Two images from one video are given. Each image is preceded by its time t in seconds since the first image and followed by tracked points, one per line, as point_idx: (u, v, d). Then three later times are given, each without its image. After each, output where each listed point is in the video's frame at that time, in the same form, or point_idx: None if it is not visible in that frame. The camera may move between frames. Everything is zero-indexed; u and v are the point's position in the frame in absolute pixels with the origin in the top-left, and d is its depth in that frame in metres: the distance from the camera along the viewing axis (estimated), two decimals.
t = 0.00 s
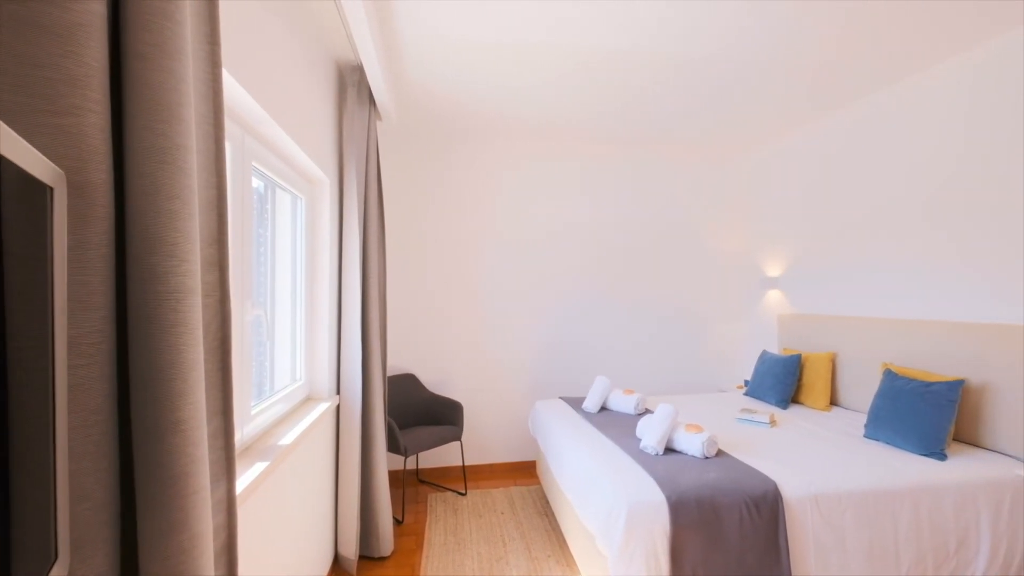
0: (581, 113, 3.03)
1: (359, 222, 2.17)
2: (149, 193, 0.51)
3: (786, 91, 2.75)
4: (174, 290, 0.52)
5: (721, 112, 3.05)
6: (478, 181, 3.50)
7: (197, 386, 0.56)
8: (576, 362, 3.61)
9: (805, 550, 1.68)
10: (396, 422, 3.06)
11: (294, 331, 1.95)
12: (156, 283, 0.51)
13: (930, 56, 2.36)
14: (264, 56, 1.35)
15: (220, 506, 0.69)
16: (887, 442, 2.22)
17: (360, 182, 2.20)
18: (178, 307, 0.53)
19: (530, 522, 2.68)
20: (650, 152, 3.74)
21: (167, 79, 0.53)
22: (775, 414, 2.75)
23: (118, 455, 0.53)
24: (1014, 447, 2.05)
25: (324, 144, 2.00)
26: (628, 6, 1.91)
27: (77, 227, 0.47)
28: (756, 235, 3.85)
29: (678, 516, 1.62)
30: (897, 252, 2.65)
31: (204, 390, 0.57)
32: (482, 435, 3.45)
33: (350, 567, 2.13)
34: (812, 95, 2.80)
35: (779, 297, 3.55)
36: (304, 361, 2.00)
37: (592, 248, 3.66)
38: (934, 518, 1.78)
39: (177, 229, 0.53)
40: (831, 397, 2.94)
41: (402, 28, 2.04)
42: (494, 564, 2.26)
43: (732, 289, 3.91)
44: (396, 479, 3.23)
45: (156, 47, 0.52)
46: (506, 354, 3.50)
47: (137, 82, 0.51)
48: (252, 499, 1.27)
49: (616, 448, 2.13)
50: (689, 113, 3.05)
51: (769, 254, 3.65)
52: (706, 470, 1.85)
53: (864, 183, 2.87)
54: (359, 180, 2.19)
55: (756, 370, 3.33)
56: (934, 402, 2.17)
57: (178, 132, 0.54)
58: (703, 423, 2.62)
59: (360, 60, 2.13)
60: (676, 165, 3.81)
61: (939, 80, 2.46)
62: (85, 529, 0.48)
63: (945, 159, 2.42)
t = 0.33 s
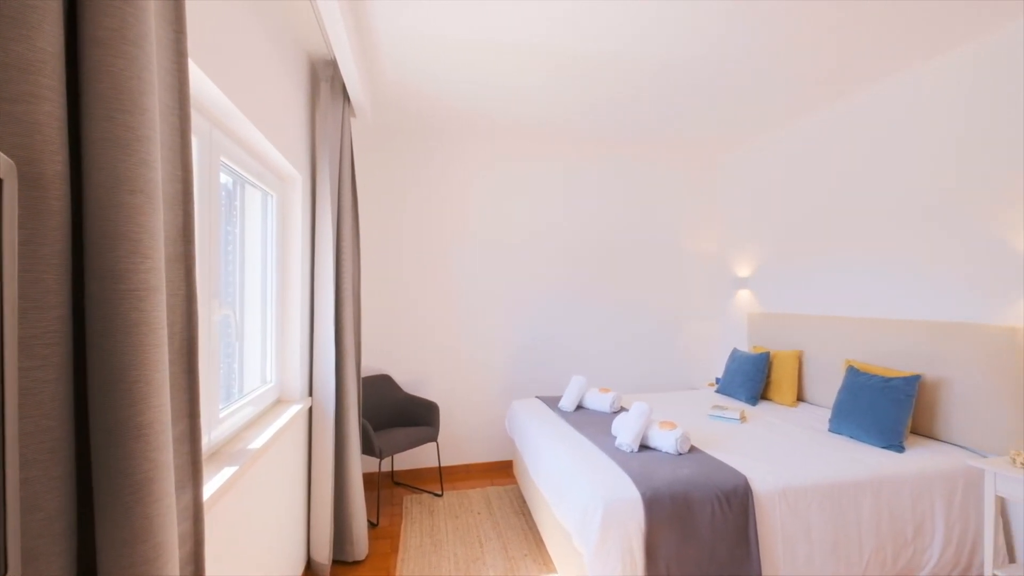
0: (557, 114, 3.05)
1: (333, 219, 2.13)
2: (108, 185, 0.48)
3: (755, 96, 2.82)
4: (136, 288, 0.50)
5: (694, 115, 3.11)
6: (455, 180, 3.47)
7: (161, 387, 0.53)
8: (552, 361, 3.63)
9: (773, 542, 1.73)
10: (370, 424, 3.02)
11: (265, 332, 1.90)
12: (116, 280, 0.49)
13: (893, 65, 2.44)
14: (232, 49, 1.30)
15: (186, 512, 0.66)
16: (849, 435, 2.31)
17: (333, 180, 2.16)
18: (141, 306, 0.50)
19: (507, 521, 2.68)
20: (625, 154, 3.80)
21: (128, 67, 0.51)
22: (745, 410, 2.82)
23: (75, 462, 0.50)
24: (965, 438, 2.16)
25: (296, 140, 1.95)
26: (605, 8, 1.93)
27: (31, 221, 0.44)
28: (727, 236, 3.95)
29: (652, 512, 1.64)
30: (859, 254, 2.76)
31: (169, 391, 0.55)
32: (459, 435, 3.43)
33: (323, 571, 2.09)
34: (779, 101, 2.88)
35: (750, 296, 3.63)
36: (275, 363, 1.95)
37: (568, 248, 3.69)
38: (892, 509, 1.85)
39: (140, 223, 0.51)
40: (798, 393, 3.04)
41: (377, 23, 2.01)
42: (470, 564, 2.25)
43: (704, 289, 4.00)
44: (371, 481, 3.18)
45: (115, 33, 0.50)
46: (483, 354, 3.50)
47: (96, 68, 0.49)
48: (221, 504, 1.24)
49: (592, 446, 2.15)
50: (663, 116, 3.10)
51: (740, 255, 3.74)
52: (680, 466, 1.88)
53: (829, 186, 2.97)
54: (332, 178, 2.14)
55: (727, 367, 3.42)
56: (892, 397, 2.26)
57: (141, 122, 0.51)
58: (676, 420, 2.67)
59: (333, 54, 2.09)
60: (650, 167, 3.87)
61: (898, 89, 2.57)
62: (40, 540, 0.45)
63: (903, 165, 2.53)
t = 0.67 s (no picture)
0: (533, 113, 3.05)
1: (305, 217, 2.08)
2: (62, 177, 0.46)
3: (727, 100, 2.88)
4: (93, 287, 0.47)
5: (667, 118, 3.16)
6: (431, 178, 3.44)
7: (121, 392, 0.51)
8: (529, 361, 3.63)
9: (744, 536, 1.78)
10: (344, 425, 2.96)
11: (234, 333, 1.84)
12: (70, 278, 0.46)
13: (858, 72, 2.52)
14: (199, 40, 1.26)
15: (148, 523, 0.63)
16: (816, 430, 2.39)
17: (306, 176, 2.11)
18: (97, 305, 0.48)
19: (483, 522, 2.67)
20: (600, 154, 3.84)
21: (84, 52, 0.48)
22: (717, 407, 2.88)
23: (23, 471, 0.47)
24: (923, 432, 2.25)
25: (267, 135, 1.90)
26: (581, 11, 1.94)
27: None
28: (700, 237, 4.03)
29: (628, 509, 1.66)
30: (825, 255, 2.85)
31: (130, 396, 0.52)
32: (435, 436, 3.40)
33: None
34: (750, 105, 2.95)
35: (722, 296, 3.72)
36: (245, 365, 1.89)
37: (545, 248, 3.70)
38: (856, 501, 1.92)
39: (98, 220, 0.48)
40: (767, 390, 3.13)
41: (352, 19, 1.97)
42: (447, 567, 2.23)
43: (678, 288, 4.07)
44: (345, 485, 3.13)
45: (70, 17, 0.47)
46: (460, 354, 3.48)
47: (47, 53, 0.46)
48: (186, 512, 1.19)
49: (569, 445, 2.16)
50: (638, 118, 3.15)
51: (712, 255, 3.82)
52: (655, 463, 1.91)
53: (797, 189, 3.07)
54: (304, 174, 2.10)
55: (700, 365, 3.48)
56: (856, 392, 2.34)
57: (99, 112, 0.48)
58: (652, 418, 2.70)
59: (306, 47, 2.04)
60: (625, 168, 3.92)
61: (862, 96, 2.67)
62: None
63: (867, 169, 2.62)
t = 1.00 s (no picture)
0: (502, 113, 3.05)
1: (268, 213, 2.02)
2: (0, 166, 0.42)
3: (693, 105, 2.96)
4: (35, 283, 0.44)
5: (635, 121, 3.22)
6: (400, 176, 3.40)
7: (65, 395, 0.48)
8: (500, 360, 3.63)
9: (708, 529, 1.83)
10: (309, 428, 2.89)
11: (192, 333, 1.76)
12: (8, 273, 0.43)
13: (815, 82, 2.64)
14: (154, 27, 1.20)
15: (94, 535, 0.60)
16: (775, 425, 2.48)
17: (269, 172, 2.04)
18: (37, 302, 0.44)
19: (453, 522, 2.65)
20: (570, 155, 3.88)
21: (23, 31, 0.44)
22: (683, 404, 2.95)
23: None
24: (873, 424, 2.38)
25: (227, 128, 1.83)
26: (550, 12, 1.96)
27: None
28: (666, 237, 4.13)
29: (597, 505, 1.68)
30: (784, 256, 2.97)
31: (74, 399, 0.49)
32: (404, 438, 3.36)
33: None
34: (714, 110, 3.04)
35: (687, 295, 3.83)
36: (204, 366, 1.81)
37: (515, 247, 3.71)
38: (812, 491, 2.01)
39: (41, 212, 0.45)
40: (730, 386, 3.23)
41: (319, 11, 1.93)
42: (416, 569, 2.21)
43: (645, 288, 4.16)
44: (310, 490, 3.05)
45: None
46: (429, 354, 3.44)
47: None
48: (139, 522, 1.13)
49: (539, 443, 2.17)
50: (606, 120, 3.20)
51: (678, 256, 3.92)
52: (623, 459, 1.94)
53: (758, 192, 3.18)
54: (267, 170, 2.03)
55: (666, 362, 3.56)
56: (813, 388, 2.45)
57: (42, 97, 0.45)
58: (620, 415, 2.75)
59: (269, 39, 1.97)
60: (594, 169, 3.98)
61: (818, 104, 2.79)
62: None
63: (822, 174, 2.75)
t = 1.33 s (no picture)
0: (472, 111, 3.03)
1: (226, 208, 1.93)
2: None
3: (659, 108, 3.02)
4: None
5: (603, 122, 3.27)
6: (367, 173, 3.33)
7: None
8: (469, 360, 3.61)
9: (673, 523, 1.87)
10: (270, 432, 2.80)
11: (143, 334, 1.67)
12: None
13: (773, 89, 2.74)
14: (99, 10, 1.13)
15: (27, 551, 0.55)
16: (736, 420, 2.57)
17: (228, 166, 1.96)
18: None
19: (421, 525, 2.62)
20: (539, 155, 3.90)
21: None
22: (650, 401, 3.01)
23: None
24: (826, 417, 2.49)
25: (183, 118, 1.75)
26: (517, 11, 1.96)
27: None
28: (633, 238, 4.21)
29: (565, 503, 1.70)
30: (745, 256, 3.07)
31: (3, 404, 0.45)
32: (370, 440, 3.30)
33: None
34: (679, 113, 3.12)
35: (653, 295, 3.92)
36: (156, 369, 1.72)
37: (485, 247, 3.70)
38: (770, 483, 2.08)
39: None
40: (694, 383, 3.32)
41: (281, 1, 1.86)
42: (382, 573, 2.17)
43: (613, 287, 4.23)
44: (271, 495, 2.95)
45: None
46: (397, 354, 3.39)
47: None
48: (82, 535, 1.06)
49: (508, 442, 2.17)
50: (575, 121, 3.23)
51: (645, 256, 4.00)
52: (591, 456, 1.96)
53: (720, 194, 3.28)
54: (226, 163, 1.95)
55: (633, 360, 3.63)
56: (771, 384, 2.54)
57: None
58: (588, 413, 2.78)
59: (228, 27, 1.89)
60: (563, 169, 4.01)
61: (777, 110, 2.89)
62: None
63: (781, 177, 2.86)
